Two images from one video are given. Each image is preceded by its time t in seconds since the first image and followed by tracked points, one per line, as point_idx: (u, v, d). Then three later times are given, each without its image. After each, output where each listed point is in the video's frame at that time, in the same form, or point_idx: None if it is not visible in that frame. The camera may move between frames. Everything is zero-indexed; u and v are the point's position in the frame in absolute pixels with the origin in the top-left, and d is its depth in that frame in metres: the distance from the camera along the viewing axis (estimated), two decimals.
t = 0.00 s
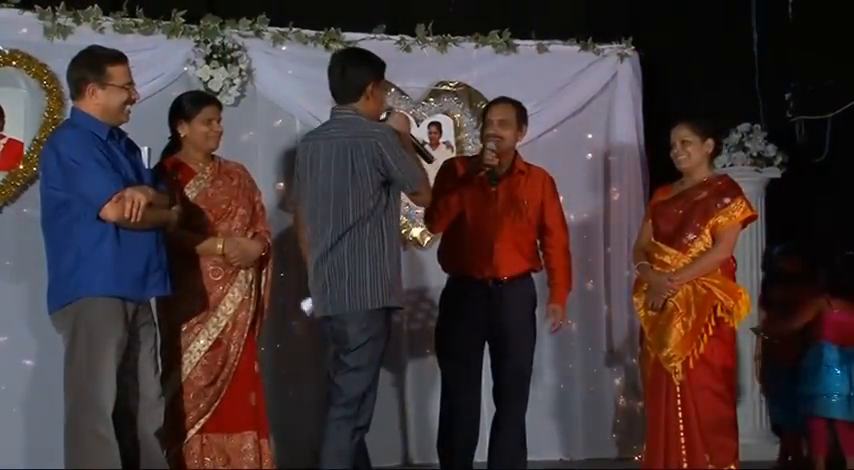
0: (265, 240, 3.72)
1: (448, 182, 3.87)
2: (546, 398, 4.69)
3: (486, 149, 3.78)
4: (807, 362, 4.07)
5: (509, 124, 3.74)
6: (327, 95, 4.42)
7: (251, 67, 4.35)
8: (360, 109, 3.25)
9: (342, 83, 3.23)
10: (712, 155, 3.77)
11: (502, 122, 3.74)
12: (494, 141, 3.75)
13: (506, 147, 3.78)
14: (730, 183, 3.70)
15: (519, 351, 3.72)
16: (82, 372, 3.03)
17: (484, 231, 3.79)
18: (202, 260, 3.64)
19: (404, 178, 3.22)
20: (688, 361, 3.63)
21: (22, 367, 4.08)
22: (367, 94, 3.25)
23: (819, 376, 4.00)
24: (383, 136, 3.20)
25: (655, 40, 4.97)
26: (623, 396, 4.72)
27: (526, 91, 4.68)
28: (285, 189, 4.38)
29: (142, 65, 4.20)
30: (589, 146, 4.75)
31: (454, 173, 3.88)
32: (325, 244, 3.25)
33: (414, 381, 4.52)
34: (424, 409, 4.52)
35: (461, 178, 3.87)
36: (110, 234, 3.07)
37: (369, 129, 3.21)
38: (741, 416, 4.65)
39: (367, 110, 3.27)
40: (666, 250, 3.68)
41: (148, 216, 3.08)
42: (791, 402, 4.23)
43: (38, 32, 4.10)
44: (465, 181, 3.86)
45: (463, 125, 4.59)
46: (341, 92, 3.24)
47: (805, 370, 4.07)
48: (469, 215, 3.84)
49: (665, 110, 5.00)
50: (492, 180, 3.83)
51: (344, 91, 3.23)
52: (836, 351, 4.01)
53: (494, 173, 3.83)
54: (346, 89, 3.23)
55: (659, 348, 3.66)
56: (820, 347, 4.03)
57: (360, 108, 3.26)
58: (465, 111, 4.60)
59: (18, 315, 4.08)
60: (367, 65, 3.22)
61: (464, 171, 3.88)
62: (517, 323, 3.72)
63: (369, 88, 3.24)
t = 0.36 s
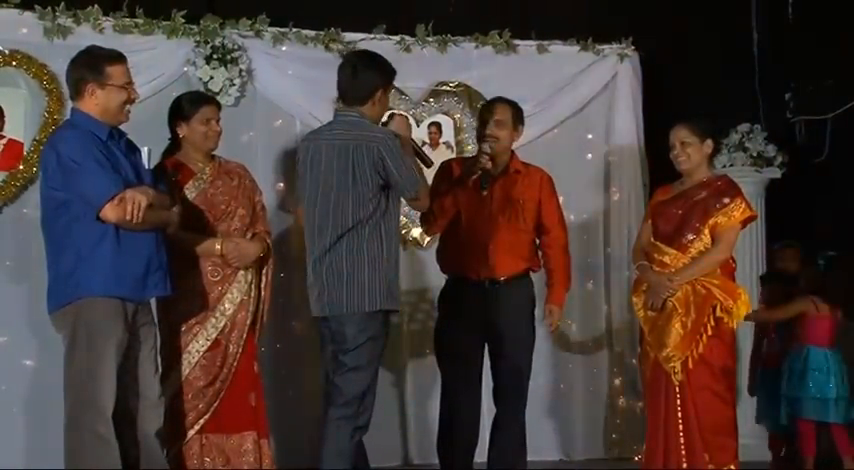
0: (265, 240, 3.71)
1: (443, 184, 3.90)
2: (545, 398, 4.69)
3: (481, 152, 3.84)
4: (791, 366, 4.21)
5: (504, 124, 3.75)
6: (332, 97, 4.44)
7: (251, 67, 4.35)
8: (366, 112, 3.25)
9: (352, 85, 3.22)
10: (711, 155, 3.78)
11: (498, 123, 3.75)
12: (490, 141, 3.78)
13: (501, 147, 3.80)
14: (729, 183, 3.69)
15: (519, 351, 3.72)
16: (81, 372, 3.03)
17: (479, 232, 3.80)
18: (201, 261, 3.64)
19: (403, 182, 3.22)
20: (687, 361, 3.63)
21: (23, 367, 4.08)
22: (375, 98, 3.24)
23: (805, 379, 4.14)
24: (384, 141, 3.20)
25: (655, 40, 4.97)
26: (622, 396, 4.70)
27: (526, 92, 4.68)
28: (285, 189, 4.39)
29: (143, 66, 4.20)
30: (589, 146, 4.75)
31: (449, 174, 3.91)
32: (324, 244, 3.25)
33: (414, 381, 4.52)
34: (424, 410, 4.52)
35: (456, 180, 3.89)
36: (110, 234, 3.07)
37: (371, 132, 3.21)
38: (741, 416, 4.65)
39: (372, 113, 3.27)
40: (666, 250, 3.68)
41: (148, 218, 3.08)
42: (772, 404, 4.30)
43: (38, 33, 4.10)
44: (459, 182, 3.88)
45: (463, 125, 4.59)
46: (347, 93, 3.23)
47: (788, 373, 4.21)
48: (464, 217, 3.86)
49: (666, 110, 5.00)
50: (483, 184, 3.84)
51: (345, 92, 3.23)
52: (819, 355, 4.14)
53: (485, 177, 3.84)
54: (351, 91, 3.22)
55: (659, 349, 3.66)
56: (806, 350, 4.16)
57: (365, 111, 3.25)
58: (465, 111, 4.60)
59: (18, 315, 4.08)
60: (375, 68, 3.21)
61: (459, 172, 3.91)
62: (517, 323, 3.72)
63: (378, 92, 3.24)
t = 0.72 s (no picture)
0: (265, 240, 3.71)
1: (440, 185, 3.89)
2: (545, 398, 4.69)
3: (479, 154, 3.84)
4: (776, 366, 4.28)
5: (500, 124, 3.75)
6: (325, 95, 4.42)
7: (251, 67, 4.35)
8: (361, 111, 3.25)
9: (346, 85, 3.22)
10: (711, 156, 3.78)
11: (494, 122, 3.74)
12: (487, 142, 3.78)
13: (498, 147, 3.80)
14: (729, 183, 3.69)
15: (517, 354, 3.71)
16: (81, 372, 3.03)
17: (478, 233, 3.79)
18: (201, 261, 3.64)
19: (403, 182, 3.22)
20: (688, 361, 3.63)
21: (23, 367, 4.08)
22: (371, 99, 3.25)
23: (791, 379, 4.20)
24: (382, 141, 3.20)
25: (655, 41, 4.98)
26: (622, 396, 4.71)
27: (526, 92, 4.67)
28: (286, 189, 4.38)
29: (143, 66, 4.20)
30: (589, 146, 4.75)
31: (448, 176, 3.90)
32: (323, 244, 3.25)
33: (414, 381, 4.52)
34: (423, 410, 4.52)
35: (454, 182, 3.88)
36: (111, 234, 3.07)
37: (369, 131, 3.21)
38: (741, 417, 4.65)
39: (368, 113, 3.27)
40: (666, 250, 3.68)
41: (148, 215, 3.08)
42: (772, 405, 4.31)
43: (38, 33, 4.10)
44: (457, 184, 3.87)
45: (463, 125, 4.58)
46: (348, 93, 3.23)
47: (775, 373, 4.27)
48: (462, 218, 3.86)
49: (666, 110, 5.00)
50: (482, 188, 3.83)
51: (345, 94, 3.23)
52: (806, 357, 4.21)
53: (484, 180, 3.83)
54: (349, 92, 3.22)
55: (659, 349, 3.66)
56: (791, 351, 4.23)
57: (361, 111, 3.25)
58: (465, 111, 4.59)
59: (18, 315, 4.08)
60: (371, 68, 3.21)
61: (457, 175, 3.89)
62: (516, 324, 3.72)
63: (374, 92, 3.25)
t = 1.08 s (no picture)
0: (267, 240, 3.72)
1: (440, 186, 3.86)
2: (546, 399, 4.69)
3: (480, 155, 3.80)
4: (772, 369, 4.29)
5: (500, 124, 3.74)
6: (327, 95, 4.43)
7: (251, 67, 4.35)
8: (363, 111, 3.25)
9: (345, 85, 3.22)
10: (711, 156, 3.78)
11: (494, 122, 3.74)
12: (486, 143, 3.77)
13: (499, 148, 3.79)
14: (729, 183, 3.69)
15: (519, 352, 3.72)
16: (81, 373, 3.03)
17: (479, 233, 3.79)
18: (202, 260, 3.64)
19: (406, 181, 3.22)
20: (688, 361, 3.63)
21: (24, 367, 4.08)
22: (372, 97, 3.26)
23: (783, 383, 4.22)
24: (386, 141, 3.21)
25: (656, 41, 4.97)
26: (623, 397, 4.72)
27: (526, 92, 4.67)
28: (286, 189, 4.39)
29: (143, 66, 4.20)
30: (589, 146, 4.75)
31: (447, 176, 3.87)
32: (325, 244, 3.25)
33: (414, 381, 4.52)
34: (424, 410, 4.52)
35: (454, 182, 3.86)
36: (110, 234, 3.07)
37: (370, 131, 3.21)
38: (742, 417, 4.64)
39: (370, 112, 3.27)
40: (667, 250, 3.68)
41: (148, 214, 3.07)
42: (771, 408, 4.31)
43: (38, 33, 4.10)
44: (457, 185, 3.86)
45: (463, 125, 4.58)
46: (349, 93, 3.22)
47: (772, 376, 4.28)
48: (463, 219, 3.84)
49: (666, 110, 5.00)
50: (483, 190, 3.81)
51: (344, 94, 3.23)
52: (800, 359, 4.22)
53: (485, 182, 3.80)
54: (349, 92, 3.22)
55: (660, 349, 3.66)
56: (785, 356, 4.24)
57: (363, 110, 3.26)
58: (466, 111, 4.59)
59: (18, 316, 4.08)
60: (369, 67, 3.22)
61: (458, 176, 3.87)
62: (517, 324, 3.72)
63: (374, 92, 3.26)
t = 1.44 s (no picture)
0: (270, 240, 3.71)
1: (440, 186, 3.88)
2: (547, 399, 4.69)
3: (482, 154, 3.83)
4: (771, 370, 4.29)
5: (499, 123, 3.75)
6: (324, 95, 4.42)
7: (251, 67, 4.35)
8: (357, 111, 3.25)
9: (338, 84, 3.21)
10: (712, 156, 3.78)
11: (493, 122, 3.75)
12: (486, 142, 3.78)
13: (500, 148, 3.80)
14: (729, 183, 3.69)
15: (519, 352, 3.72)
16: (81, 374, 3.02)
17: (479, 234, 3.79)
18: (202, 261, 3.64)
19: (405, 180, 3.21)
20: (688, 361, 3.63)
21: (24, 367, 4.08)
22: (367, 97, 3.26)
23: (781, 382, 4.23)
24: (380, 140, 3.19)
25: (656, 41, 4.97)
26: (623, 397, 4.71)
27: (527, 92, 4.67)
28: (286, 190, 4.39)
29: (143, 66, 4.20)
30: (590, 146, 4.75)
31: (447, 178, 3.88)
32: (331, 245, 3.27)
33: (414, 382, 4.52)
34: (425, 410, 4.52)
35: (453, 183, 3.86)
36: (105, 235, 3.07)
37: (369, 130, 3.20)
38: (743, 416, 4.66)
39: (364, 110, 3.27)
40: (667, 250, 3.68)
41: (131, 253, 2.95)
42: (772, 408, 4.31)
43: (38, 33, 4.10)
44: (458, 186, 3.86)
45: (463, 125, 4.58)
46: (342, 91, 3.22)
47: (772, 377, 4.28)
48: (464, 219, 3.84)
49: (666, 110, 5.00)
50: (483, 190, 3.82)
51: (345, 94, 3.22)
52: (800, 358, 4.22)
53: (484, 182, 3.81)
54: (349, 92, 3.22)
55: (661, 349, 3.66)
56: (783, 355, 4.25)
57: (357, 110, 3.25)
58: (466, 111, 4.59)
59: (18, 316, 4.08)
60: (364, 66, 3.21)
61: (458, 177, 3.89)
62: (518, 324, 3.72)
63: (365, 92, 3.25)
